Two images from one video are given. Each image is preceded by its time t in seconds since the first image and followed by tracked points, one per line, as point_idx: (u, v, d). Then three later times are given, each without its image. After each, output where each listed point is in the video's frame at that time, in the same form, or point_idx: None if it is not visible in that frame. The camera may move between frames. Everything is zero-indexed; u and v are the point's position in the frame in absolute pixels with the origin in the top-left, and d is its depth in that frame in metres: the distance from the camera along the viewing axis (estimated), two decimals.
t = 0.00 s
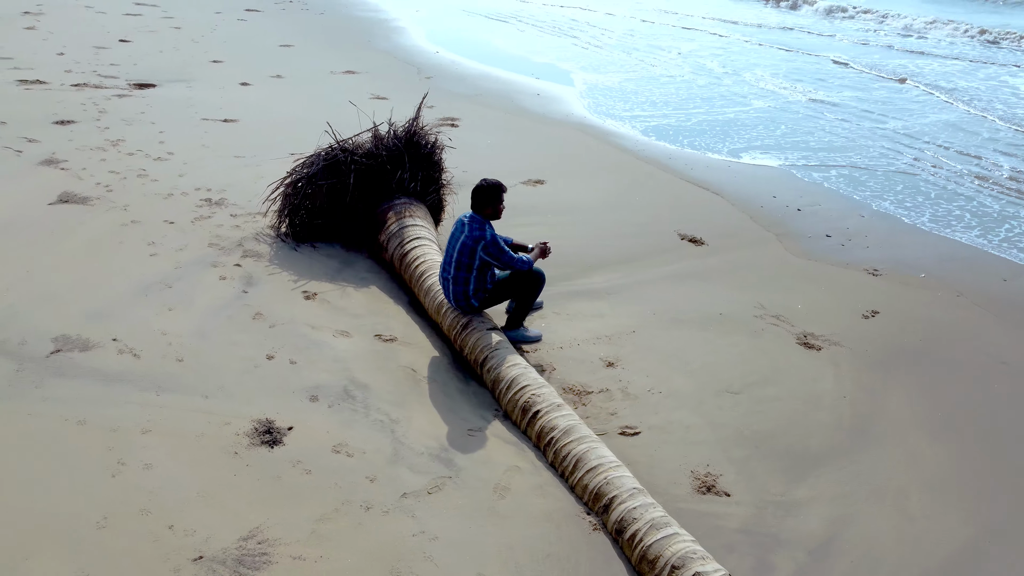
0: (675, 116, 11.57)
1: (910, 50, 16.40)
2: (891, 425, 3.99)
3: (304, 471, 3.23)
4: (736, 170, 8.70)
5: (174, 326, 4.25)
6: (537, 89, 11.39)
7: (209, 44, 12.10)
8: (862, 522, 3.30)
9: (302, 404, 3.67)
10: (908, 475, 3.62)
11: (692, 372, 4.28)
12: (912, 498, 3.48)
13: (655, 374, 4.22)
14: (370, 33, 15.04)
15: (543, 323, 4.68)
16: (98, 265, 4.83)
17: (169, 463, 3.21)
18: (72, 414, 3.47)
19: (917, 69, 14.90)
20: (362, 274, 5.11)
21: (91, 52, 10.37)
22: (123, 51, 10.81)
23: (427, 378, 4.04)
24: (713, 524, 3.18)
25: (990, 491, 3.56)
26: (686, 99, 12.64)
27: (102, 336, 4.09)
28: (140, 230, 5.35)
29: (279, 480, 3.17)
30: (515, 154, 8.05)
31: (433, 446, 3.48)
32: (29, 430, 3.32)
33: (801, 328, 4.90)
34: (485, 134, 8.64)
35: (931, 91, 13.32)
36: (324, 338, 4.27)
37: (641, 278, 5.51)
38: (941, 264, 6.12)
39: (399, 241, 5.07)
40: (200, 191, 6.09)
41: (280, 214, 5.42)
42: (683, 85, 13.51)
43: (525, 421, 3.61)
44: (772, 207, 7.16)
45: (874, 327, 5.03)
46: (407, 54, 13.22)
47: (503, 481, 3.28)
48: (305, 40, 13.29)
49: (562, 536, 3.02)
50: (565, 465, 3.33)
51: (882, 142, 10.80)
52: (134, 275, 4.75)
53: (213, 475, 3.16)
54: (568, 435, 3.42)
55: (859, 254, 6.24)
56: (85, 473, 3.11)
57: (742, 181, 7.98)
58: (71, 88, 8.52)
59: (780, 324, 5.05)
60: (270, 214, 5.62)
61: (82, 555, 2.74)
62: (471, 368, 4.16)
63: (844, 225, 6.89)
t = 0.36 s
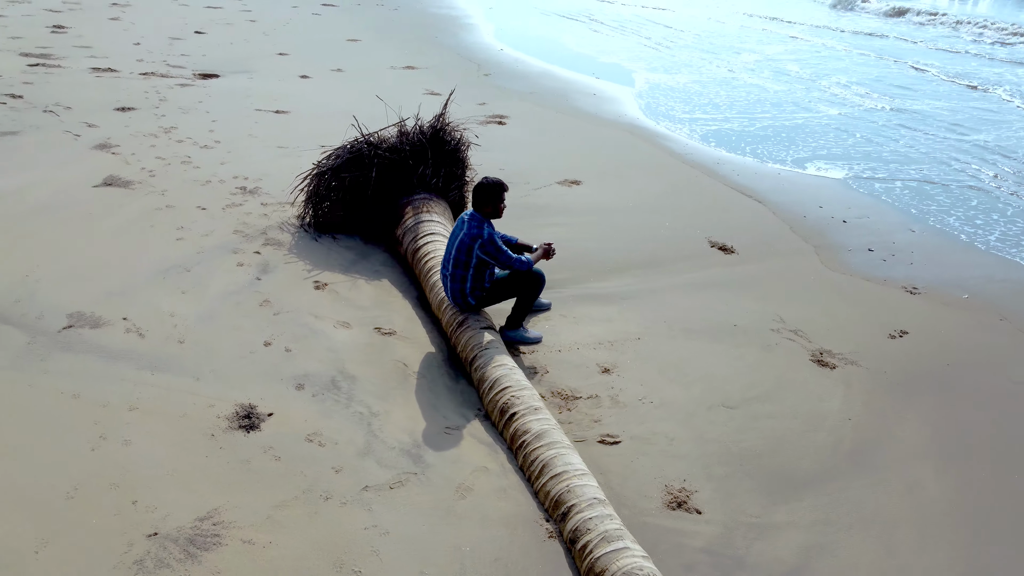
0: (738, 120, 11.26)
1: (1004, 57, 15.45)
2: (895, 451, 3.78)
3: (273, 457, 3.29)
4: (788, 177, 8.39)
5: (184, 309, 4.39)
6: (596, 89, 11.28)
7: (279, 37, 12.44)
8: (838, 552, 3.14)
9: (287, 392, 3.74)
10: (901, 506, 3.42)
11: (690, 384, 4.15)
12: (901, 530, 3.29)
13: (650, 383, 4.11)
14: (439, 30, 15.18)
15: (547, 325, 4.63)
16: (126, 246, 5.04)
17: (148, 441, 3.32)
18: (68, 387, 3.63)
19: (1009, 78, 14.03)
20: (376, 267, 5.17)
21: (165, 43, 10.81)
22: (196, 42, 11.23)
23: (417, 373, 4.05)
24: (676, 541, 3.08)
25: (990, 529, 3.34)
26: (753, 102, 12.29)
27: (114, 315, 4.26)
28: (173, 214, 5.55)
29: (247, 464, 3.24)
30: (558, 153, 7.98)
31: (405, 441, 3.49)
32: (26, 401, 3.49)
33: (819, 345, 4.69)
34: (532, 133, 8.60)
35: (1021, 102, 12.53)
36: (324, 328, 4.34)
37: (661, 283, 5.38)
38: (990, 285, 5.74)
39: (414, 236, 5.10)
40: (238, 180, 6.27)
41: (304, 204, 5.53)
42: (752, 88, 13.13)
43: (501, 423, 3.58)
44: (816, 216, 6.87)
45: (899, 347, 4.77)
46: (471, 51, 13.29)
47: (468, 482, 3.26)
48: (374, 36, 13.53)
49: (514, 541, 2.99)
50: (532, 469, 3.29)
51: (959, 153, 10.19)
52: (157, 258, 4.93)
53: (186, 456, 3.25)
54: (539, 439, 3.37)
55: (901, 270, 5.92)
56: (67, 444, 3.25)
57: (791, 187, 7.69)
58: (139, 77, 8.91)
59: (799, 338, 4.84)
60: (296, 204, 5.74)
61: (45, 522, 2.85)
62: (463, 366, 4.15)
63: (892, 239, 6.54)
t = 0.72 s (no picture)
0: (806, 125, 10.83)
1: None
2: (893, 479, 3.58)
3: (247, 442, 3.35)
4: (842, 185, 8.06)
5: (195, 292, 4.53)
6: (655, 89, 11.09)
7: (346, 30, 12.68)
8: None
9: (275, 379, 3.81)
10: (888, 539, 3.24)
11: (686, 394, 4.03)
12: (881, 564, 3.11)
13: (643, 391, 4.02)
14: (507, 26, 15.21)
15: (550, 327, 4.58)
16: (155, 230, 5.23)
17: (132, 418, 3.44)
18: (70, 361, 3.78)
19: None
20: (391, 260, 5.21)
21: (234, 34, 11.18)
22: (264, 34, 11.56)
23: (408, 368, 4.06)
24: (634, 556, 3.00)
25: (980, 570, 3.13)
26: (824, 107, 11.82)
27: (129, 295, 4.42)
28: (205, 201, 5.73)
29: (220, 447, 3.31)
30: (601, 153, 7.87)
31: (380, 435, 3.50)
32: (28, 372, 3.66)
33: (834, 363, 4.49)
34: (577, 132, 8.53)
35: None
36: (325, 318, 4.40)
37: (679, 290, 5.25)
38: None
39: (428, 231, 5.13)
40: (274, 169, 6.43)
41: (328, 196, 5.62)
42: (822, 92, 12.68)
43: (477, 423, 3.55)
44: (861, 228, 6.58)
45: (923, 369, 4.52)
46: (534, 48, 13.26)
47: (432, 480, 3.25)
48: (439, 31, 13.64)
49: (466, 543, 2.96)
50: (497, 472, 3.25)
51: None
52: (181, 242, 5.10)
53: (164, 435, 3.35)
54: (508, 442, 3.33)
55: (943, 288, 5.61)
56: (57, 416, 3.39)
57: (841, 197, 7.39)
58: (202, 67, 9.24)
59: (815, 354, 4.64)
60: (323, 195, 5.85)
61: (19, 489, 2.98)
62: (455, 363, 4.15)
63: (940, 255, 6.21)
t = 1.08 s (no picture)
0: (876, 132, 10.30)
1: None
2: (886, 505, 3.41)
3: (228, 426, 3.43)
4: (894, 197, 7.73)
5: (209, 278, 4.66)
6: (710, 92, 10.86)
7: (407, 26, 12.81)
8: None
9: (268, 366, 3.88)
10: (868, 567, 3.09)
11: (680, 404, 3.94)
12: None
13: (635, 398, 3.94)
14: (569, 24, 15.12)
15: (553, 329, 4.54)
16: (182, 216, 5.40)
17: (124, 396, 3.56)
18: (78, 339, 3.94)
19: None
20: (406, 255, 5.25)
21: (296, 28, 11.45)
22: (325, 28, 11.78)
23: (401, 362, 4.08)
24: (592, 565, 2.94)
25: None
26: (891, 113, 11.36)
27: (146, 278, 4.58)
28: (236, 189, 5.89)
29: (202, 430, 3.40)
30: (641, 154, 7.75)
31: (359, 427, 3.53)
32: (37, 347, 3.83)
33: (845, 381, 4.31)
34: (620, 132, 8.42)
35: None
36: (329, 308, 4.46)
37: (695, 297, 5.13)
38: None
39: (442, 226, 5.14)
40: (308, 161, 6.56)
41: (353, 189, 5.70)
42: (890, 97, 12.19)
43: (457, 421, 3.55)
44: (903, 241, 6.30)
45: (942, 392, 4.29)
46: (593, 47, 13.14)
47: (402, 475, 3.26)
48: (500, 28, 13.66)
49: (424, 540, 2.96)
50: (466, 471, 3.24)
51: None
52: (205, 228, 5.25)
53: (151, 416, 3.46)
54: (481, 442, 3.31)
55: (982, 308, 5.32)
56: (55, 391, 3.54)
57: (888, 209, 7.10)
58: (259, 59, 9.49)
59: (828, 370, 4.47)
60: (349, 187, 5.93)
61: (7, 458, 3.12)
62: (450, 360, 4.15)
63: (986, 272, 5.89)
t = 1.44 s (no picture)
0: (950, 143, 9.75)
1: None
2: (868, 535, 3.26)
3: (213, 408, 3.54)
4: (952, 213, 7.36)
5: (226, 263, 4.81)
6: (772, 96, 10.55)
7: (472, 22, 12.89)
8: None
9: (264, 352, 3.99)
10: None
11: (669, 414, 3.85)
12: None
13: (623, 406, 3.87)
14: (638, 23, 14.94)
15: (554, 331, 4.50)
16: (214, 202, 5.59)
17: (123, 373, 3.71)
18: (92, 315, 4.14)
19: None
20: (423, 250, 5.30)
21: (361, 23, 11.68)
22: (390, 24, 11.97)
23: (395, 355, 4.13)
24: (542, 571, 2.91)
25: None
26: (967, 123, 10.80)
27: (167, 261, 4.76)
28: (270, 178, 6.06)
29: (188, 410, 3.52)
30: (685, 158, 7.60)
31: (339, 417, 3.59)
32: (53, 321, 4.03)
33: (853, 401, 4.13)
34: (666, 134, 8.28)
35: None
36: (335, 298, 4.55)
37: (711, 306, 5.00)
38: None
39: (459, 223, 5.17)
40: (345, 153, 6.69)
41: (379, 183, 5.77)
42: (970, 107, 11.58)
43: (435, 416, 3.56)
44: (949, 259, 5.99)
45: (958, 420, 4.06)
46: (658, 47, 12.95)
47: (370, 467, 3.30)
48: (565, 27, 13.61)
49: (378, 532, 2.99)
50: (432, 467, 3.26)
51: None
52: (233, 215, 5.43)
53: (144, 393, 3.60)
54: (451, 439, 3.32)
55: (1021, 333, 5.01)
56: (60, 363, 3.72)
57: (941, 225, 6.76)
58: (318, 53, 9.73)
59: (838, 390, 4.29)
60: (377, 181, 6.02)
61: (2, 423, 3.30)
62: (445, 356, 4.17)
63: None
